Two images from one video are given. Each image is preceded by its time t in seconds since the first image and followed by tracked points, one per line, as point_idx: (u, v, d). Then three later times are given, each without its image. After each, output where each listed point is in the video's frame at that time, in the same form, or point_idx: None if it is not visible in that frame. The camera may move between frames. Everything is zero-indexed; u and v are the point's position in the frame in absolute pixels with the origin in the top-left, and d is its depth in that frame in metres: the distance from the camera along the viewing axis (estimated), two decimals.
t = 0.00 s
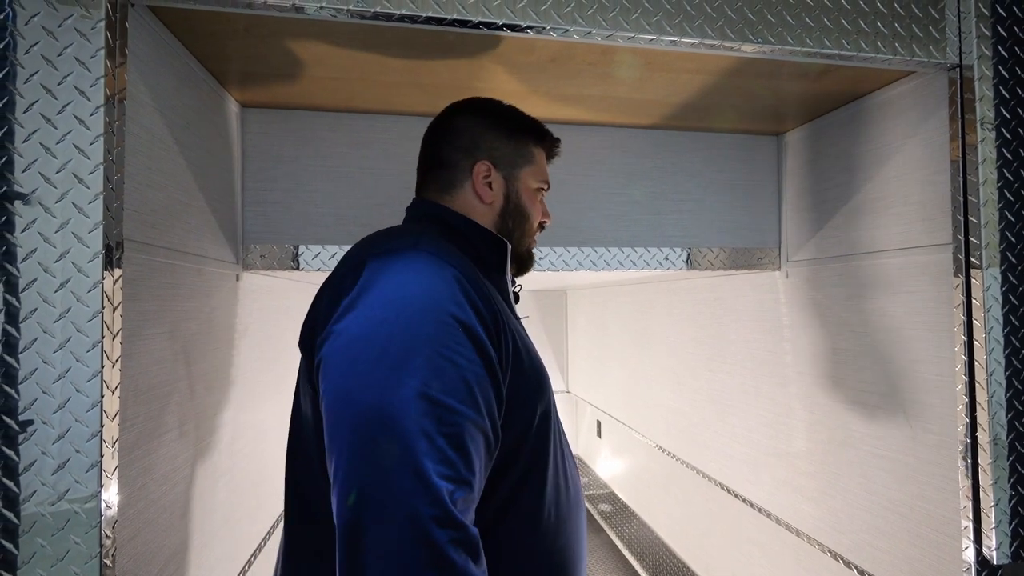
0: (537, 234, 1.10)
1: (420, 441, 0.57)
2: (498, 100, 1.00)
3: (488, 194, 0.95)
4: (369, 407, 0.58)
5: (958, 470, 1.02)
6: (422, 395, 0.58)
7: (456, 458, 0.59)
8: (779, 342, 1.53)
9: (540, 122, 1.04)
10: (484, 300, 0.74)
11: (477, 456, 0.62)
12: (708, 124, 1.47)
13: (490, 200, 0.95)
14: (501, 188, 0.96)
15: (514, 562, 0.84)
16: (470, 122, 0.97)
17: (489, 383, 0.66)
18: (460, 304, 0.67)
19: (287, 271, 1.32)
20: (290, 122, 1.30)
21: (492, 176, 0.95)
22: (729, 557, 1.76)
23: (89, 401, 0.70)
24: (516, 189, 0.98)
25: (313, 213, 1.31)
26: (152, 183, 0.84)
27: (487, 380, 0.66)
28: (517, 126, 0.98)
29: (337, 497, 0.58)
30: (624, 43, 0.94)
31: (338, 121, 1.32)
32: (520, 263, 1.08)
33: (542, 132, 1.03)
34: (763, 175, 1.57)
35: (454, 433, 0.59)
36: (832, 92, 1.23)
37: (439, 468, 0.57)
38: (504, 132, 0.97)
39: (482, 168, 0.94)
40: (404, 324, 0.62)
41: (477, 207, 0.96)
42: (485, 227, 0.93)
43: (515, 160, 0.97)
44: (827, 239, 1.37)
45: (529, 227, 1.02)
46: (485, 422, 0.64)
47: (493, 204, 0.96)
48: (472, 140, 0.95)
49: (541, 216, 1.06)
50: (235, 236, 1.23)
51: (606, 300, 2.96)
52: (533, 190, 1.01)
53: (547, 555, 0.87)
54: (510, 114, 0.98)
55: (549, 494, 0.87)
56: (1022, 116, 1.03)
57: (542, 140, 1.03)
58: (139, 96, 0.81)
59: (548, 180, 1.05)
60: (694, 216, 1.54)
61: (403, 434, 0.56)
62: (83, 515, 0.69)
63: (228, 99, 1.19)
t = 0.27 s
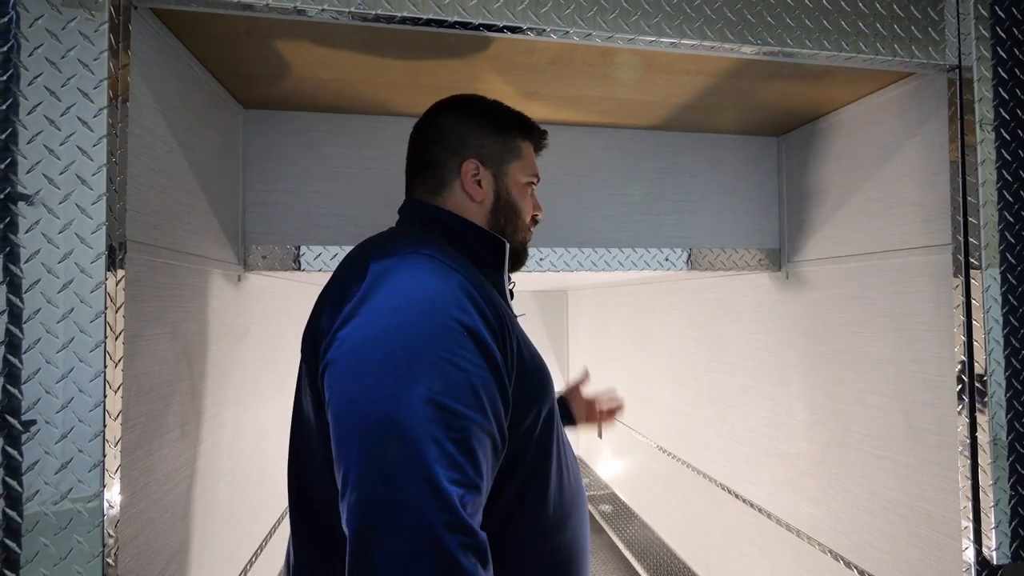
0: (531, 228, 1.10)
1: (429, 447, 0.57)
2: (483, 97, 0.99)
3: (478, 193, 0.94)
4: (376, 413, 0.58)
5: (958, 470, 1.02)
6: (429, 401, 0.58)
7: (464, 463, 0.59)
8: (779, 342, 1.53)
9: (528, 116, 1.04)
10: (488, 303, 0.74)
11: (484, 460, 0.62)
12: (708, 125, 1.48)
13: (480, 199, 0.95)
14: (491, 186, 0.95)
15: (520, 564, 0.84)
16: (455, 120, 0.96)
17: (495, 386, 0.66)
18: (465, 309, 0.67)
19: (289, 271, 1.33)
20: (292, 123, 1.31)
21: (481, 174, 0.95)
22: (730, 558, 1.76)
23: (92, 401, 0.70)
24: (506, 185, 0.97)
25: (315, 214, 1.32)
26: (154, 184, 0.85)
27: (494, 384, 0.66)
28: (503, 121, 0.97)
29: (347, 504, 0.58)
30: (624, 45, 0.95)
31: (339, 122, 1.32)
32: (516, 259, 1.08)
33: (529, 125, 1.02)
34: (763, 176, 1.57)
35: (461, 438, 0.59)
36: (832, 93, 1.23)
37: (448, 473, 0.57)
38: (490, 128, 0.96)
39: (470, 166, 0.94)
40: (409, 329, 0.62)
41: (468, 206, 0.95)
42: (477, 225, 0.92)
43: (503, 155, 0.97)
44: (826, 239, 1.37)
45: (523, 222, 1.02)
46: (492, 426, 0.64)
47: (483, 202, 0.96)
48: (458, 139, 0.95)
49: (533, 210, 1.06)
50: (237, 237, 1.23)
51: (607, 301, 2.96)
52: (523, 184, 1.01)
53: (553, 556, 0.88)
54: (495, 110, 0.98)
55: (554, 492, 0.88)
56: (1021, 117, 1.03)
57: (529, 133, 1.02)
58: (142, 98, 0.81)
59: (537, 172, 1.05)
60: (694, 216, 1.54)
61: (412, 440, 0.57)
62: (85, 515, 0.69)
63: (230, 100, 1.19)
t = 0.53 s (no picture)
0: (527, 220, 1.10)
1: (434, 449, 0.58)
2: (467, 93, 0.99)
3: (468, 191, 0.95)
4: (381, 416, 0.58)
5: (957, 470, 1.02)
6: (434, 403, 0.59)
7: (469, 464, 0.60)
8: (779, 343, 1.54)
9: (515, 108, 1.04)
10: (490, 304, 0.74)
11: (488, 461, 0.63)
12: (707, 127, 1.48)
13: (471, 197, 0.96)
14: (481, 183, 0.96)
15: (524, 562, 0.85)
16: (440, 119, 0.96)
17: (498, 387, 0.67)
18: (467, 310, 0.68)
19: (290, 272, 1.34)
20: (293, 125, 1.31)
21: (469, 172, 0.95)
22: (730, 558, 1.76)
23: (96, 401, 0.71)
24: (495, 180, 0.98)
25: (316, 215, 1.32)
26: (158, 186, 0.86)
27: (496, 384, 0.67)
28: (488, 116, 0.98)
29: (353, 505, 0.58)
30: (624, 48, 0.95)
31: (340, 124, 1.33)
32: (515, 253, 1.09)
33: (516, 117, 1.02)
34: (763, 177, 1.57)
35: (466, 439, 0.60)
36: (831, 95, 1.23)
37: (452, 474, 0.58)
38: (475, 125, 0.96)
39: (457, 166, 0.94)
40: (412, 331, 0.63)
41: (460, 206, 0.96)
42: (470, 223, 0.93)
43: (490, 151, 0.97)
44: (825, 241, 1.38)
45: (517, 215, 1.03)
46: (495, 427, 0.65)
47: (475, 200, 0.96)
48: (443, 139, 0.96)
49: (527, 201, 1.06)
50: (239, 238, 1.24)
51: (607, 302, 2.97)
52: (513, 177, 1.01)
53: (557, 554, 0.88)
54: (479, 106, 0.98)
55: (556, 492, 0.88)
56: (1020, 119, 1.03)
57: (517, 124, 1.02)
58: (146, 100, 0.82)
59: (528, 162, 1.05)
60: (694, 218, 1.55)
61: (416, 442, 0.57)
62: (89, 514, 0.70)
63: (232, 103, 1.20)
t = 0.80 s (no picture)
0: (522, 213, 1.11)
1: (426, 450, 0.58)
2: (447, 94, 1.00)
3: (456, 193, 0.97)
4: (374, 418, 0.59)
5: (956, 471, 1.02)
6: (426, 404, 0.60)
7: (462, 466, 0.60)
8: (779, 345, 1.54)
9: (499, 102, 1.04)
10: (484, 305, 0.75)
11: (482, 463, 0.63)
12: (707, 129, 1.49)
13: (459, 199, 0.97)
14: (467, 183, 0.97)
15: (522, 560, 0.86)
16: (424, 122, 0.98)
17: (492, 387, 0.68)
18: (460, 311, 0.68)
19: (292, 274, 1.35)
20: (295, 129, 1.32)
21: (455, 174, 0.97)
22: (730, 559, 1.77)
23: (100, 403, 0.71)
24: (482, 178, 0.99)
25: (318, 218, 1.33)
26: (161, 189, 0.86)
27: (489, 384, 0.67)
28: (469, 114, 0.98)
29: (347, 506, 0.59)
30: (624, 51, 0.96)
31: (342, 128, 1.34)
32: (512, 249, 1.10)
33: (499, 111, 1.02)
34: (762, 179, 1.58)
35: (459, 440, 0.61)
36: (829, 98, 1.24)
37: (445, 476, 0.59)
38: (458, 125, 0.97)
39: (441, 169, 0.96)
40: (405, 333, 0.63)
41: (449, 208, 0.98)
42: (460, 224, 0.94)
43: (475, 148, 0.98)
44: (825, 243, 1.38)
45: (509, 210, 1.03)
46: (489, 427, 0.66)
47: (463, 201, 0.98)
48: (427, 143, 0.97)
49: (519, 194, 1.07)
50: (241, 241, 1.25)
51: (608, 303, 2.97)
52: (501, 172, 1.01)
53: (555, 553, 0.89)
54: (460, 105, 0.99)
55: (554, 493, 0.89)
56: (1017, 122, 1.04)
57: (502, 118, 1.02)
58: (150, 105, 0.83)
59: (517, 153, 1.05)
60: (694, 220, 1.56)
61: (409, 443, 0.58)
62: (94, 514, 0.71)
63: (235, 106, 1.21)
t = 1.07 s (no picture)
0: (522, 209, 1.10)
1: (413, 451, 0.58)
2: (440, 94, 1.01)
3: (450, 193, 0.97)
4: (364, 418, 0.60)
5: (957, 472, 1.02)
6: (415, 406, 0.60)
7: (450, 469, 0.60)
8: (780, 346, 1.54)
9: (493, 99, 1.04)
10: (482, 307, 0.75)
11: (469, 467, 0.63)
12: (708, 130, 1.49)
13: (453, 198, 0.98)
14: (461, 182, 0.98)
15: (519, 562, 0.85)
16: (418, 123, 0.98)
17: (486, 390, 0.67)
18: (455, 313, 0.68)
19: (294, 275, 1.35)
20: (297, 130, 1.33)
21: (448, 174, 0.97)
22: (731, 560, 1.76)
23: (104, 403, 0.72)
24: (476, 176, 0.98)
25: (320, 219, 1.34)
26: (164, 190, 0.87)
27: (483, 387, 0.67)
28: (461, 113, 0.99)
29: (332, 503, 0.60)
30: (624, 53, 0.96)
31: (343, 129, 1.34)
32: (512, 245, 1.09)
33: (492, 108, 1.02)
34: (763, 180, 1.58)
35: (447, 442, 0.61)
36: (829, 99, 1.24)
37: (431, 477, 0.58)
38: (450, 124, 0.98)
39: (434, 170, 0.96)
40: (399, 334, 0.63)
41: (444, 207, 0.99)
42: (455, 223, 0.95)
43: (467, 147, 0.98)
44: (825, 244, 1.38)
45: (506, 206, 1.03)
46: (481, 431, 0.65)
47: (458, 200, 0.98)
48: (420, 145, 0.98)
49: (516, 190, 1.06)
50: (243, 242, 1.25)
51: (609, 303, 2.97)
52: (495, 169, 1.01)
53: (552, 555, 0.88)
54: (451, 105, 0.99)
55: (552, 495, 0.89)
56: (1018, 123, 1.04)
57: (495, 115, 1.02)
58: (153, 106, 0.83)
59: (512, 149, 1.04)
60: (695, 220, 1.56)
61: (397, 443, 0.58)
62: (97, 514, 0.71)
63: (237, 108, 1.22)
